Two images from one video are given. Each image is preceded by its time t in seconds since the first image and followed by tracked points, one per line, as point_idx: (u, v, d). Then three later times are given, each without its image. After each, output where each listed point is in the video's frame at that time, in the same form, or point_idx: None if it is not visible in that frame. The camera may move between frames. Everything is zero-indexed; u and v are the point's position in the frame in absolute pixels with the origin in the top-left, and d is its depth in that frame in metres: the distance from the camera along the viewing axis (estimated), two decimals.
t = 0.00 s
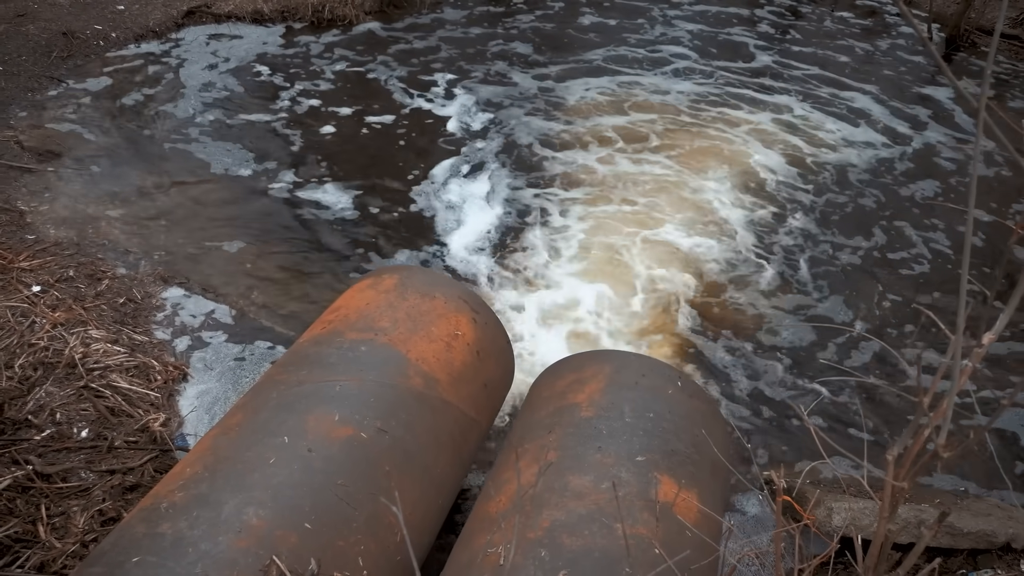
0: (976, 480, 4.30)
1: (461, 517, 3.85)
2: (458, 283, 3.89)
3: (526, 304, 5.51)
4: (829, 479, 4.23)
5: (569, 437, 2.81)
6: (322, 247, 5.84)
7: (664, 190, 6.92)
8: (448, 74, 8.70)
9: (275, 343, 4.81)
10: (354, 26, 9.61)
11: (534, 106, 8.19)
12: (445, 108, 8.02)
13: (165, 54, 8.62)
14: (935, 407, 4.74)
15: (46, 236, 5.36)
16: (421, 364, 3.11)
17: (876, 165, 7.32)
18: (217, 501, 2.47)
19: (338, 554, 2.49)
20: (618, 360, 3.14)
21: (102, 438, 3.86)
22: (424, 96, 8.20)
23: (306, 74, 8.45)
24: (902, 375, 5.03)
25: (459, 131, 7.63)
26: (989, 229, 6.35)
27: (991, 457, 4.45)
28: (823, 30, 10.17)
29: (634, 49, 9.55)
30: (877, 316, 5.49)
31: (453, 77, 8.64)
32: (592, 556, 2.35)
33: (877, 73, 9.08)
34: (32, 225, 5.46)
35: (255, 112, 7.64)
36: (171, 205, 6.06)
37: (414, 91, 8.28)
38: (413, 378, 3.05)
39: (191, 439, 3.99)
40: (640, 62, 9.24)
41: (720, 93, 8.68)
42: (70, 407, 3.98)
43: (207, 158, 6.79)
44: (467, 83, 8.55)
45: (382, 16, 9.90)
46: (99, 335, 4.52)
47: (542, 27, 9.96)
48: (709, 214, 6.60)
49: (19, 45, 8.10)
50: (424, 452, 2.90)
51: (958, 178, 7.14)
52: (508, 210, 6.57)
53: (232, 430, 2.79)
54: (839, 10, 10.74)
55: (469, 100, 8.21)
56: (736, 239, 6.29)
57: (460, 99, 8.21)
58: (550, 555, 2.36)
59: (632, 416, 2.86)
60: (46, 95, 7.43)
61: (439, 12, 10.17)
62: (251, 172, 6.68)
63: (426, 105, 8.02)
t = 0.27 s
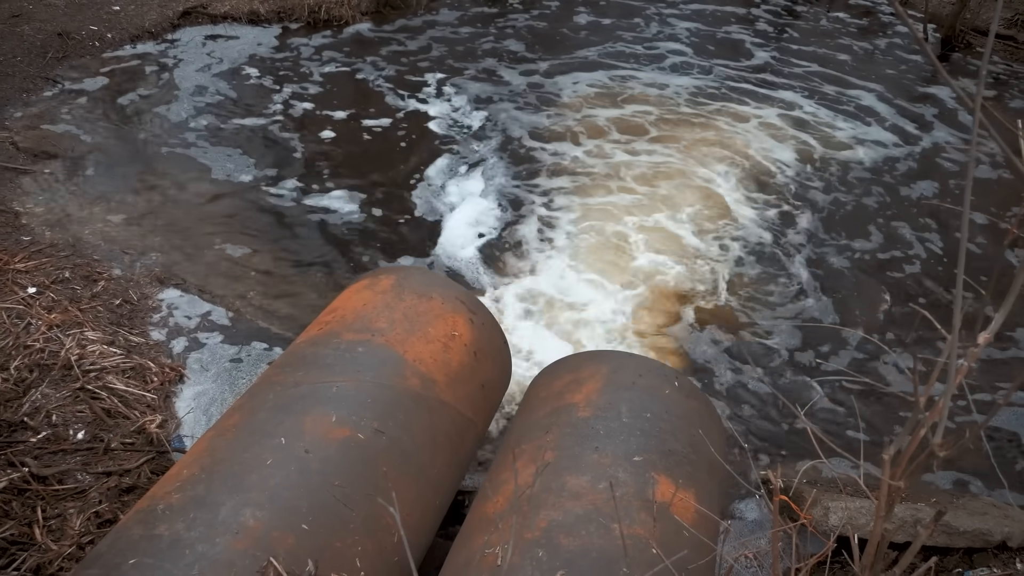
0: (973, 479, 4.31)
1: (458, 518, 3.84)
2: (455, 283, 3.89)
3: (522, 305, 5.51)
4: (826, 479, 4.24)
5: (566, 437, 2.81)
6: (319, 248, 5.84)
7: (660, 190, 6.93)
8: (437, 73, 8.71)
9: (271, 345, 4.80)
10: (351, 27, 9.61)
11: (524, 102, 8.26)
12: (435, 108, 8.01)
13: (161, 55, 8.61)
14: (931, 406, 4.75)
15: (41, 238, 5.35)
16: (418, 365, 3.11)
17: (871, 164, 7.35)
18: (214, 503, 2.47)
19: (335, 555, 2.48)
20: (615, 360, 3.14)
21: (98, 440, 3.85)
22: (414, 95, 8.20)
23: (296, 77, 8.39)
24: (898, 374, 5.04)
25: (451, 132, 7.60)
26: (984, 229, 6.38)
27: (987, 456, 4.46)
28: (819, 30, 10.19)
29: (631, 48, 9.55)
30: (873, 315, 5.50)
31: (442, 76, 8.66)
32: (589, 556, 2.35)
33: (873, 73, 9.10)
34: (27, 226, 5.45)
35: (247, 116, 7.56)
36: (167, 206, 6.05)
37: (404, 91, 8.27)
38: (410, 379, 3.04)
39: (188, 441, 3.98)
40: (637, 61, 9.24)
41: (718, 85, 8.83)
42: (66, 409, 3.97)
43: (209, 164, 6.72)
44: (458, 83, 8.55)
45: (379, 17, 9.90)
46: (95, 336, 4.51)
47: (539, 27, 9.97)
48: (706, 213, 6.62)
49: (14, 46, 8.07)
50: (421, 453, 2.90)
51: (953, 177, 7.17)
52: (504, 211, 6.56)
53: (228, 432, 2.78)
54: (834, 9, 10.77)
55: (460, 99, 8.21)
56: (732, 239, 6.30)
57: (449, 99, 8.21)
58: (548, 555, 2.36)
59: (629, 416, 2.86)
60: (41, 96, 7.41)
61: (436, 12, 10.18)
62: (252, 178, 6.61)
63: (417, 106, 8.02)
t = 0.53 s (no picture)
0: (969, 478, 4.32)
1: (455, 518, 3.84)
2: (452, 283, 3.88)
3: (518, 304, 5.51)
4: (822, 478, 4.25)
5: (564, 437, 2.82)
6: (315, 249, 5.83)
7: (657, 188, 6.94)
8: (425, 72, 8.72)
9: (268, 345, 4.79)
10: (347, 27, 9.60)
11: (513, 95, 8.35)
12: (426, 109, 7.98)
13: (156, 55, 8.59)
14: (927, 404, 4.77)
15: (37, 239, 5.33)
16: (415, 365, 3.11)
17: (867, 163, 7.37)
18: (211, 504, 2.46)
19: (332, 555, 2.48)
20: (612, 360, 3.14)
21: (94, 442, 3.84)
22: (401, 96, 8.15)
23: (284, 79, 8.31)
24: (894, 372, 5.05)
25: (442, 133, 7.57)
26: (980, 228, 6.40)
27: (983, 455, 4.48)
28: (815, 29, 10.21)
29: (627, 47, 9.55)
30: (868, 314, 5.52)
31: (430, 74, 8.67)
32: (587, 556, 2.35)
33: (868, 71, 9.12)
34: (22, 227, 5.43)
35: (240, 121, 7.47)
36: (163, 207, 6.03)
37: (396, 92, 8.25)
38: (407, 379, 3.04)
39: (185, 442, 3.97)
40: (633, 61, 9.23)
41: (717, 77, 8.96)
42: (62, 411, 3.96)
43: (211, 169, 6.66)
44: (451, 82, 8.53)
45: (375, 17, 9.89)
46: (91, 337, 4.50)
47: (535, 26, 9.97)
48: (702, 212, 6.63)
49: (8, 47, 8.05)
50: (418, 453, 2.90)
51: (949, 175, 7.19)
52: (500, 210, 6.55)
53: (225, 432, 2.78)
54: (830, 8, 10.80)
55: (451, 99, 8.20)
56: (729, 237, 6.32)
57: (440, 99, 8.19)
58: (546, 555, 2.36)
59: (626, 416, 2.87)
60: (36, 96, 7.40)
61: (432, 12, 10.18)
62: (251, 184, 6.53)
63: (408, 106, 8.00)
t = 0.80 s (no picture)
0: (964, 475, 4.34)
1: (451, 516, 3.84)
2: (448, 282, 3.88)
3: (516, 303, 5.50)
4: (818, 475, 4.26)
5: (560, 435, 2.82)
6: (312, 248, 5.82)
7: (654, 181, 7.05)
8: (414, 70, 8.70)
9: (264, 345, 4.79)
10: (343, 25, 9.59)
11: (502, 90, 8.42)
12: (417, 108, 7.94)
13: (152, 54, 8.57)
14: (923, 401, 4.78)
15: (32, 238, 5.32)
16: (412, 364, 3.11)
17: (863, 161, 7.38)
18: (207, 503, 2.46)
19: (329, 554, 2.48)
20: (608, 358, 3.14)
21: (90, 442, 3.83)
22: (391, 96, 8.10)
23: (273, 80, 8.26)
24: (890, 370, 5.06)
25: (435, 133, 7.55)
26: (975, 226, 6.42)
27: (978, 452, 4.49)
28: (811, 27, 10.21)
29: (623, 45, 9.54)
30: (864, 312, 5.53)
31: (418, 73, 8.64)
32: (583, 554, 2.36)
33: (864, 70, 9.13)
34: (17, 227, 5.41)
35: (234, 124, 7.39)
36: (158, 206, 6.02)
37: (389, 91, 8.22)
38: (403, 378, 3.04)
39: (181, 442, 3.97)
40: (629, 59, 9.22)
41: (714, 71, 9.07)
42: (57, 411, 3.95)
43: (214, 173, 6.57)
44: (441, 80, 8.53)
45: (371, 16, 9.88)
46: (87, 337, 4.49)
47: (531, 25, 9.96)
48: (698, 211, 6.64)
49: (3, 46, 8.02)
50: (415, 451, 2.90)
51: (944, 173, 7.21)
52: (496, 209, 6.55)
53: (221, 432, 2.77)
54: (826, 6, 10.80)
55: (443, 98, 8.18)
56: (724, 236, 6.33)
57: (431, 98, 8.16)
58: (542, 553, 2.37)
59: (622, 415, 2.87)
60: (31, 95, 7.37)
61: (428, 11, 10.16)
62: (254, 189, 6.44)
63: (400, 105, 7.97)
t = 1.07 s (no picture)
0: (961, 471, 4.35)
1: (449, 514, 3.84)
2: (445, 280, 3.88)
3: (513, 300, 5.50)
4: (815, 472, 4.27)
5: (557, 433, 2.82)
6: (308, 245, 5.81)
7: (650, 164, 7.23)
8: (403, 67, 8.69)
9: (261, 343, 4.78)
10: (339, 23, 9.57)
11: (492, 83, 8.49)
12: (412, 106, 7.92)
13: (147, 52, 8.55)
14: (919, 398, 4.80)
15: (27, 237, 5.31)
16: (409, 362, 3.11)
17: (859, 158, 7.39)
18: (204, 501, 2.46)
19: (327, 552, 2.48)
20: (605, 355, 3.15)
21: (86, 440, 3.82)
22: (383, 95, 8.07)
23: (262, 80, 8.18)
24: (886, 366, 5.08)
25: (431, 130, 7.54)
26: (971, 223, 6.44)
27: (974, 448, 4.51)
28: (807, 24, 10.22)
29: (620, 42, 9.54)
30: (860, 309, 5.54)
31: (407, 70, 8.63)
32: (581, 551, 2.36)
33: (861, 67, 9.14)
34: (12, 225, 5.40)
35: (228, 126, 7.30)
36: (154, 204, 6.00)
37: (384, 89, 8.20)
38: (401, 376, 3.04)
39: (178, 440, 3.96)
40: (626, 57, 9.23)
41: (712, 62, 9.22)
42: (54, 409, 3.94)
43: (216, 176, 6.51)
44: (429, 75, 8.56)
45: (367, 13, 9.85)
46: (83, 336, 4.48)
47: (527, 22, 9.95)
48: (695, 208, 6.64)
49: None
50: (412, 449, 2.90)
51: (940, 170, 7.23)
52: (493, 207, 6.55)
53: (218, 430, 2.77)
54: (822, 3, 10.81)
55: (438, 95, 8.17)
56: (721, 233, 6.34)
57: (426, 96, 8.15)
58: (540, 551, 2.37)
59: (620, 412, 2.87)
60: (26, 93, 7.35)
61: (424, 8, 10.15)
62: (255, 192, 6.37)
63: (395, 102, 7.96)
